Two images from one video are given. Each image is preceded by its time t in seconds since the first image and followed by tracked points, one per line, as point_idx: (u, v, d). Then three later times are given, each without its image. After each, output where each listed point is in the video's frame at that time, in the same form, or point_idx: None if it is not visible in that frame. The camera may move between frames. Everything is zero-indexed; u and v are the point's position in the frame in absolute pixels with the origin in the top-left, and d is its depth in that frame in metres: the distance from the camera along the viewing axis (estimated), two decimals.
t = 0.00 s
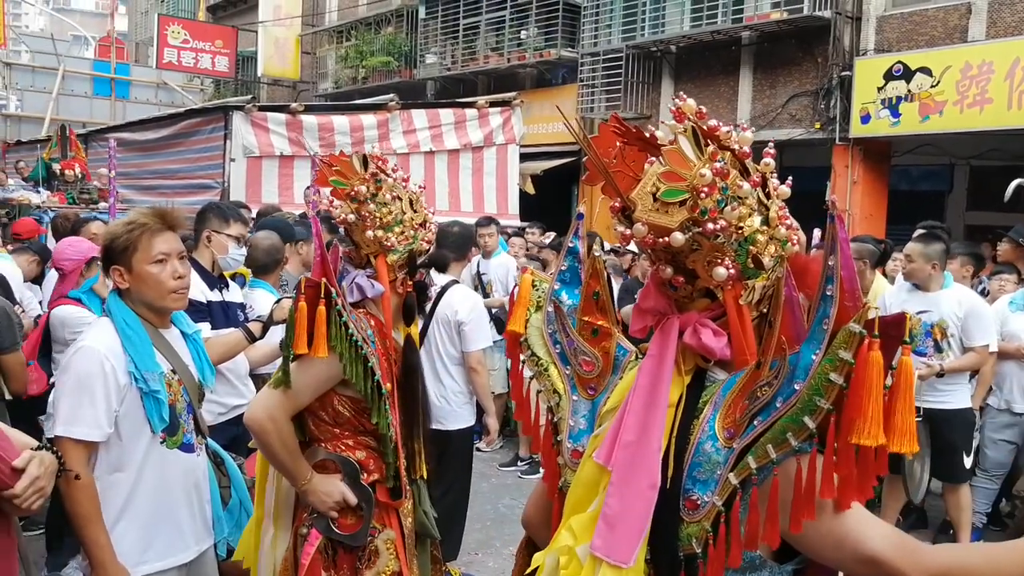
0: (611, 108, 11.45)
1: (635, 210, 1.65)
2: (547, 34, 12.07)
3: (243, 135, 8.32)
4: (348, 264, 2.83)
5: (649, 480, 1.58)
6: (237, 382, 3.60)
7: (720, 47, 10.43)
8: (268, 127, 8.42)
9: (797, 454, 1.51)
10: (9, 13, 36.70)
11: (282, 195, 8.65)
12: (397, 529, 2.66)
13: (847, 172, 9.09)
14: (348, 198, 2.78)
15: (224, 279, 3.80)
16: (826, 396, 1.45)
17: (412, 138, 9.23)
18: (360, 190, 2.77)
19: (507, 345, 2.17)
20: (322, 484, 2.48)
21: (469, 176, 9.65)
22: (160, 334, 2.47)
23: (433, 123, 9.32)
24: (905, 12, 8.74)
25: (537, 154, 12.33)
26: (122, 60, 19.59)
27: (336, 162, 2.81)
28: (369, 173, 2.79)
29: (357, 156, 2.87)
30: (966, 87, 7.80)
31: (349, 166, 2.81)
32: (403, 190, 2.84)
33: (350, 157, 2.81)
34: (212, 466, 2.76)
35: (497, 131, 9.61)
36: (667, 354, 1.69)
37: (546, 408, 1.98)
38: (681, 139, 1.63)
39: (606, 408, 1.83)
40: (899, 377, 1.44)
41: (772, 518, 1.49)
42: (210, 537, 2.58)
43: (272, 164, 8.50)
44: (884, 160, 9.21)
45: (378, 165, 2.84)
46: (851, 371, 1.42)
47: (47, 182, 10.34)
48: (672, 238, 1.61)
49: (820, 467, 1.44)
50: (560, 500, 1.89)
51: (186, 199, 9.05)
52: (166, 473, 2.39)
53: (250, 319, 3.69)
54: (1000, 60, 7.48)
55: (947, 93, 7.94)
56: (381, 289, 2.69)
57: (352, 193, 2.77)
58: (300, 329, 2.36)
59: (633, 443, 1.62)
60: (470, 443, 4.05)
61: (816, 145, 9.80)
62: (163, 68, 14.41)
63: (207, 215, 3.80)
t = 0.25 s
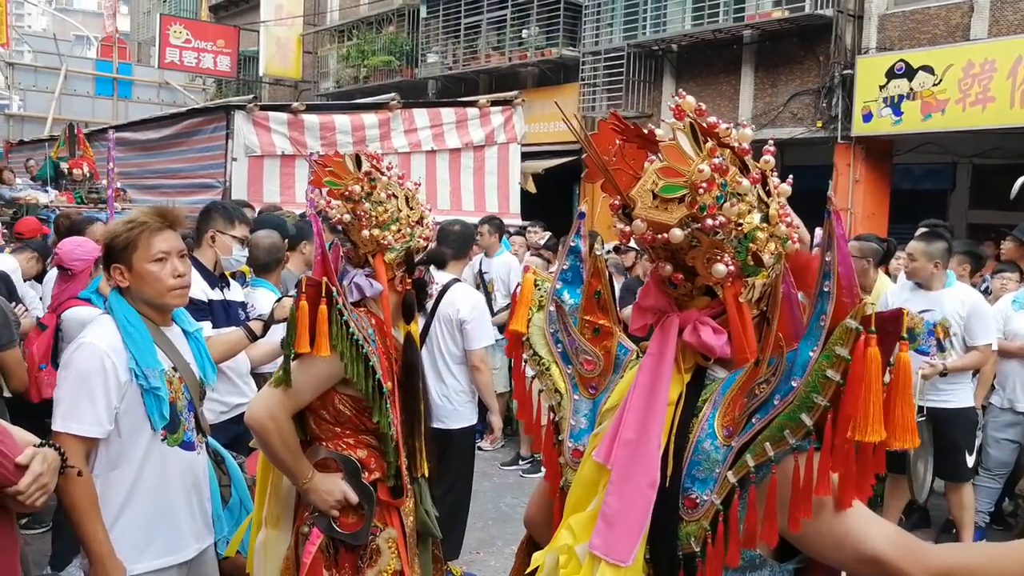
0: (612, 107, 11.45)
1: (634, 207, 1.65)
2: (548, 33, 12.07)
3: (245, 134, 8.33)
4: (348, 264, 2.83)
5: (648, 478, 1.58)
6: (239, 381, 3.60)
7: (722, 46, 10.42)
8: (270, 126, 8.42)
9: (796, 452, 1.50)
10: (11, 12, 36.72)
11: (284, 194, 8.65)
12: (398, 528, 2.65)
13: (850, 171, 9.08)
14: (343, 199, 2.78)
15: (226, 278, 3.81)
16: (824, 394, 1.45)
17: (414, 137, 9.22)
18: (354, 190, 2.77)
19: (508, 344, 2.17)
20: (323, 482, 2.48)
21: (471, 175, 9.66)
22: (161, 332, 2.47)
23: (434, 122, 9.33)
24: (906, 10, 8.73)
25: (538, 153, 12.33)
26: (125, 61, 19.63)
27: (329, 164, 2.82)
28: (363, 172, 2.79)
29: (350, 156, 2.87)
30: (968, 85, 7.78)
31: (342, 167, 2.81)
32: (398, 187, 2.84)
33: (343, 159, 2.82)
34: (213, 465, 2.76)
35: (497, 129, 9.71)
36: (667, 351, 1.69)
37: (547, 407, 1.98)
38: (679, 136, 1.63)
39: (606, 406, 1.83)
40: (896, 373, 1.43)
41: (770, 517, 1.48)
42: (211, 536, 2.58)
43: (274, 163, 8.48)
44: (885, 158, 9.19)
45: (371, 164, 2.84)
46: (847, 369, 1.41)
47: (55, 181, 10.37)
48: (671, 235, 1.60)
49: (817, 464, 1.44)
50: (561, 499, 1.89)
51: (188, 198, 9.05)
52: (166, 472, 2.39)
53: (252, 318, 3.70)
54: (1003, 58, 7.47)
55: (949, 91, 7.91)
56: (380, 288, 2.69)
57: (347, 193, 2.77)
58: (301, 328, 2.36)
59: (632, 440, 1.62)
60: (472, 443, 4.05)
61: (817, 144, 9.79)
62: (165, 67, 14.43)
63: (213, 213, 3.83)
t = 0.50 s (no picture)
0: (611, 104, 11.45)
1: (631, 204, 1.64)
2: (548, 31, 12.07)
3: (246, 132, 8.34)
4: (346, 262, 2.81)
5: (648, 476, 1.57)
6: (240, 378, 3.59)
7: (722, 43, 10.41)
8: (271, 124, 8.44)
9: (795, 449, 1.49)
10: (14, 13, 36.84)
11: (285, 192, 8.65)
12: (399, 525, 2.64)
13: (851, 167, 9.08)
14: (336, 197, 2.78)
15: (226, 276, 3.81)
16: (822, 390, 1.43)
17: (414, 135, 9.24)
18: (347, 188, 2.77)
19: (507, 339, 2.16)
20: (324, 480, 2.47)
21: (471, 172, 9.69)
22: (162, 329, 2.47)
23: (434, 120, 9.35)
24: (907, 7, 8.71)
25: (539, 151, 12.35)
26: (126, 59, 19.68)
27: (321, 163, 2.82)
28: (356, 171, 2.79)
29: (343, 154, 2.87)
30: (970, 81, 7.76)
31: (335, 166, 2.82)
32: (392, 184, 2.84)
33: (335, 158, 2.83)
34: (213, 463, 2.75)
35: (498, 127, 9.76)
36: (666, 349, 1.67)
37: (547, 404, 1.97)
38: (673, 133, 1.62)
39: (606, 403, 1.82)
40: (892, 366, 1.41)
41: (769, 514, 1.47)
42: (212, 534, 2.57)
43: (275, 161, 8.47)
44: (886, 155, 9.16)
45: (365, 162, 2.84)
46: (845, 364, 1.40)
47: (62, 180, 10.40)
48: (668, 231, 1.59)
49: (816, 461, 1.43)
50: (562, 496, 1.88)
51: (189, 196, 9.04)
52: (167, 469, 2.38)
53: (252, 315, 3.70)
54: (1004, 54, 7.45)
55: (951, 87, 7.89)
56: (378, 285, 2.68)
57: (339, 192, 2.77)
58: (302, 326, 2.35)
59: (631, 439, 1.61)
60: (472, 439, 4.05)
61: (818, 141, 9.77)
62: (166, 65, 14.46)
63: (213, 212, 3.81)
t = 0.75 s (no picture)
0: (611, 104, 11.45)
1: (629, 205, 1.63)
2: (547, 31, 12.07)
3: (245, 133, 8.34)
4: (346, 262, 2.81)
5: (648, 477, 1.57)
6: (239, 378, 3.60)
7: (721, 43, 10.41)
8: (270, 125, 8.43)
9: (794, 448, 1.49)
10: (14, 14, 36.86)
11: (284, 193, 8.63)
12: (399, 526, 2.64)
13: (850, 167, 9.07)
14: (336, 197, 2.78)
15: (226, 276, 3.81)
16: (820, 389, 1.43)
17: (413, 135, 9.24)
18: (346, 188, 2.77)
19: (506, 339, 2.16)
20: (323, 480, 2.47)
21: (471, 172, 9.70)
22: (160, 330, 2.47)
23: (433, 120, 9.35)
24: (907, 7, 8.70)
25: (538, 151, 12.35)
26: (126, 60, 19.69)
27: (321, 163, 2.83)
28: (355, 171, 2.79)
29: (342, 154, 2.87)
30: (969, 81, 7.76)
31: (334, 166, 2.82)
32: (391, 183, 2.84)
33: (335, 158, 2.83)
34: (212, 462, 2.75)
35: (497, 128, 9.77)
36: (665, 349, 1.67)
37: (547, 403, 1.96)
38: (670, 134, 1.62)
39: (605, 403, 1.82)
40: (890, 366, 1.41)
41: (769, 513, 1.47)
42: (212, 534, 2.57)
43: (274, 162, 8.46)
44: (886, 155, 9.17)
45: (364, 161, 2.84)
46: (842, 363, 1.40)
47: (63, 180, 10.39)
48: (666, 232, 1.59)
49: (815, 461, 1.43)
50: (561, 496, 1.88)
51: (188, 197, 9.04)
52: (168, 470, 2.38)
53: (251, 315, 3.70)
54: (1004, 54, 7.45)
55: (950, 87, 7.89)
56: (377, 285, 2.68)
57: (339, 192, 2.77)
58: (301, 327, 2.35)
59: (630, 440, 1.60)
60: (471, 439, 4.05)
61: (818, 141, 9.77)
62: (166, 66, 14.46)
63: (213, 213, 3.80)
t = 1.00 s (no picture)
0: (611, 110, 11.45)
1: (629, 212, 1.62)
2: (547, 37, 12.07)
3: (245, 136, 8.32)
4: (347, 267, 2.80)
5: (648, 484, 1.57)
6: (239, 383, 3.60)
7: (721, 50, 10.42)
8: (270, 128, 8.40)
9: (794, 455, 1.49)
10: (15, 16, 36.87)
11: (285, 197, 8.63)
12: (399, 531, 2.64)
13: (850, 174, 9.10)
14: (338, 202, 2.79)
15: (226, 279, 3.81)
16: (820, 398, 1.44)
17: (413, 140, 9.25)
18: (348, 193, 2.78)
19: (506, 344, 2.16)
20: (324, 486, 2.47)
21: (471, 177, 9.70)
22: (159, 335, 2.47)
23: (434, 125, 9.36)
24: (907, 13, 8.72)
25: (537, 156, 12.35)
26: (127, 64, 19.71)
27: (323, 168, 2.83)
28: (356, 175, 2.80)
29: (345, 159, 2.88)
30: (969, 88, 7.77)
31: (336, 170, 2.83)
32: (393, 188, 2.84)
33: (337, 162, 2.84)
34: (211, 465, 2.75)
35: (498, 132, 9.65)
36: (665, 356, 1.67)
37: (546, 409, 1.96)
38: (671, 142, 1.62)
39: (605, 409, 1.82)
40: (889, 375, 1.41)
41: (770, 520, 1.47)
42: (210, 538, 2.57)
43: (274, 166, 8.46)
44: (885, 161, 9.19)
45: (366, 166, 2.85)
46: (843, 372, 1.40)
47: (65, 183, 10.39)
48: (667, 240, 1.58)
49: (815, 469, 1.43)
50: (561, 501, 1.87)
51: (189, 200, 9.04)
52: (167, 474, 2.38)
53: (251, 319, 3.70)
54: (1004, 62, 7.46)
55: (950, 94, 7.90)
56: (377, 290, 2.68)
57: (341, 197, 2.78)
58: (302, 331, 2.34)
59: (631, 447, 1.61)
60: (470, 444, 4.05)
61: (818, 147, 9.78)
62: (166, 69, 14.47)
63: (214, 216, 3.78)
